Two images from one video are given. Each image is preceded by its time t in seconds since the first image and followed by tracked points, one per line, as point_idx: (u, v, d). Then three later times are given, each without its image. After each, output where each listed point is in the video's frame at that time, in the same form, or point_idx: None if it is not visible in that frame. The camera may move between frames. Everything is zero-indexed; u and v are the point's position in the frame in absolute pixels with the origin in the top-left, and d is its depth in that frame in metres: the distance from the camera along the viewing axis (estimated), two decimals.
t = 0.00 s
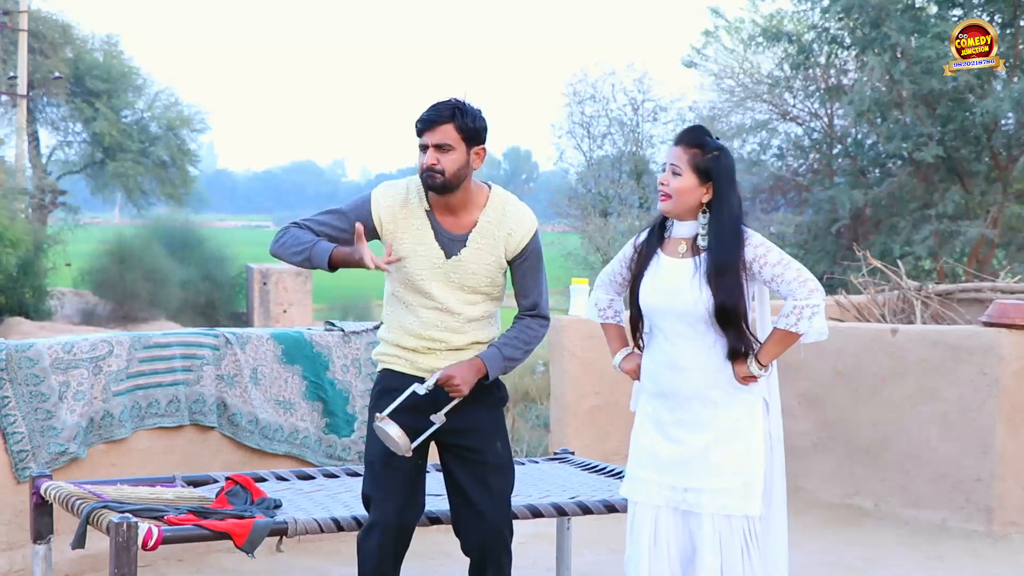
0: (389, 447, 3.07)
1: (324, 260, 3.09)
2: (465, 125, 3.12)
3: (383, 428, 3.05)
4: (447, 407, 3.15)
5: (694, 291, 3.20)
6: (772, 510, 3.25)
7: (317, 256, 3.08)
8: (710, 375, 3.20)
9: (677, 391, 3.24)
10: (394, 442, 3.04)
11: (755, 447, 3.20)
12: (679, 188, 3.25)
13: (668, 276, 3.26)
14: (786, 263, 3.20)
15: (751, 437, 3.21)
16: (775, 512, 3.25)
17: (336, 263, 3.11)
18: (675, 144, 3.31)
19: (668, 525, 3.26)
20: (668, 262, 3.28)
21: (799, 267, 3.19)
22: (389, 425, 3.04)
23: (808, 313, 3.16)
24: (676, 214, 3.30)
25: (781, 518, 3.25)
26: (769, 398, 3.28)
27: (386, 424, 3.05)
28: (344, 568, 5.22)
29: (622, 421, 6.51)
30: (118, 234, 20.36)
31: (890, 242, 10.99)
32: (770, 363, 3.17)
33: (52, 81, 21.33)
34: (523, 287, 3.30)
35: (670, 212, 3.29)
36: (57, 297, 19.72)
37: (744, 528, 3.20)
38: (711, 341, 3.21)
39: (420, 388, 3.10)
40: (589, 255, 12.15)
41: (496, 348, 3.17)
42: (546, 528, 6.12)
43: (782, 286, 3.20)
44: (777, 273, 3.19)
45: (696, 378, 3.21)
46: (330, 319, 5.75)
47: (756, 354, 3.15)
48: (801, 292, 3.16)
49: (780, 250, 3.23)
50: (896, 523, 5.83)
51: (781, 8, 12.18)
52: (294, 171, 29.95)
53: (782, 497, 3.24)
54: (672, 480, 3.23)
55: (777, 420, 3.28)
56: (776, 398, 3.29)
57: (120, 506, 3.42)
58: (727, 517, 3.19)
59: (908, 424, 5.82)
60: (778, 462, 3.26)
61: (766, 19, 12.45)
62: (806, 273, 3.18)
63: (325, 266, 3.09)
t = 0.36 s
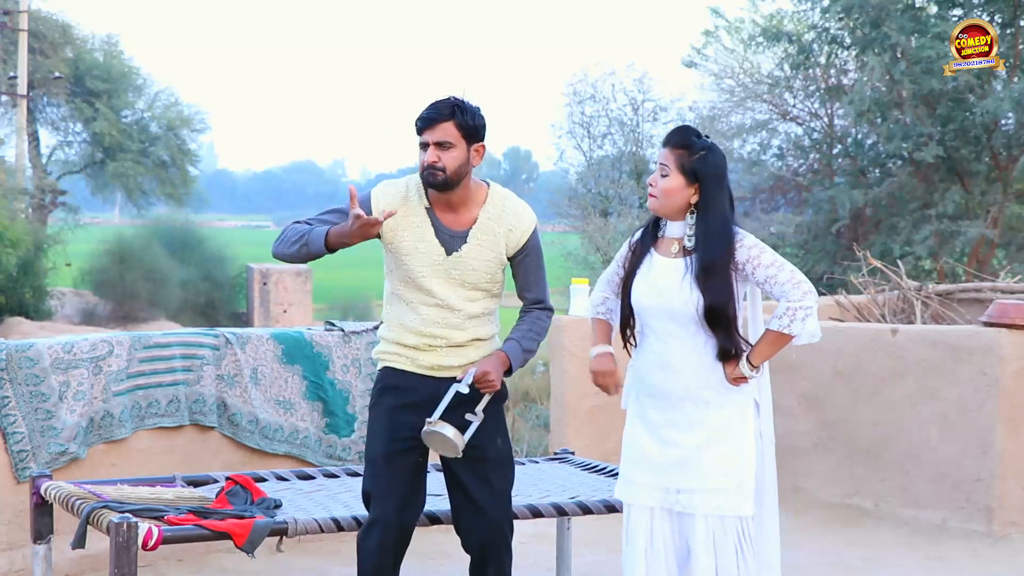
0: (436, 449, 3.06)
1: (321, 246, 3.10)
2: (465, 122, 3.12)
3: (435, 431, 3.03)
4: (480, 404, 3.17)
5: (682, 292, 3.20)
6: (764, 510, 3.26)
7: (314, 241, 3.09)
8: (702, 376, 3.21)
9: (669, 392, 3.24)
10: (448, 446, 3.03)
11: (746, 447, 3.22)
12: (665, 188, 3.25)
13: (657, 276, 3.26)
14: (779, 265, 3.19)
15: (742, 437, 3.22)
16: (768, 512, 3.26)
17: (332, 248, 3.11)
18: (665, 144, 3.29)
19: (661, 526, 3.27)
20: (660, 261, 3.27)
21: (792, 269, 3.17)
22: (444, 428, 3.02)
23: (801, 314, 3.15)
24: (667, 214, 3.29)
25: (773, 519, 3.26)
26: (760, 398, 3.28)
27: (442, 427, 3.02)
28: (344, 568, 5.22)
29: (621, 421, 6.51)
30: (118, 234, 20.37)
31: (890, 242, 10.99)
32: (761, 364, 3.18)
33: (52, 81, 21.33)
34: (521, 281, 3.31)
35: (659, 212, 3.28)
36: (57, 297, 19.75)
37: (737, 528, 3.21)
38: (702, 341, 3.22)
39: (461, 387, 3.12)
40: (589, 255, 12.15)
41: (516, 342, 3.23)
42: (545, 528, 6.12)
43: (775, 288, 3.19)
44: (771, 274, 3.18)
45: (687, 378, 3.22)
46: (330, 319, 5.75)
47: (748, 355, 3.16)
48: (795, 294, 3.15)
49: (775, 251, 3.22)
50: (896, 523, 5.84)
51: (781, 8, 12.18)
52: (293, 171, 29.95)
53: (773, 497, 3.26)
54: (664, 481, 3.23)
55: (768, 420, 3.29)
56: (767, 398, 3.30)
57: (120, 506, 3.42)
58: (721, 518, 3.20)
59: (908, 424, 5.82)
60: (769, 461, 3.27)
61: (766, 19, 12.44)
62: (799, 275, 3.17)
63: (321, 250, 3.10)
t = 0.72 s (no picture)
0: (425, 435, 3.01)
1: (332, 250, 3.09)
2: (465, 117, 3.13)
3: (427, 417, 2.98)
4: (469, 392, 3.14)
5: (666, 293, 3.22)
6: (760, 509, 3.25)
7: (324, 245, 3.08)
8: (693, 376, 3.21)
9: (661, 392, 3.25)
10: (439, 433, 2.99)
11: (739, 447, 3.21)
12: (647, 190, 3.27)
13: (645, 278, 3.27)
14: (763, 260, 3.16)
15: (736, 436, 3.22)
16: (764, 512, 3.25)
17: (342, 252, 3.11)
18: (652, 145, 3.31)
19: (658, 526, 3.28)
20: (648, 264, 3.29)
21: (777, 263, 3.15)
22: (434, 412, 2.98)
23: (788, 307, 3.13)
24: (653, 214, 3.32)
25: (770, 519, 3.26)
26: (753, 397, 3.28)
27: (432, 411, 2.98)
28: (344, 568, 5.22)
29: (621, 421, 6.51)
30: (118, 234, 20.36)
31: (890, 242, 10.98)
32: (753, 361, 3.16)
33: (52, 81, 21.33)
34: (517, 278, 3.32)
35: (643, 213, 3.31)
36: (57, 297, 19.74)
37: (733, 528, 3.21)
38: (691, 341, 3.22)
39: (453, 374, 3.10)
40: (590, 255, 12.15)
41: (507, 334, 3.23)
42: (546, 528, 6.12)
43: (760, 282, 3.16)
44: (755, 270, 3.16)
45: (679, 379, 3.22)
46: (330, 319, 5.75)
47: (740, 353, 3.14)
48: (781, 286, 3.13)
49: (758, 247, 3.19)
50: (896, 523, 5.84)
51: (781, 8, 12.18)
52: (294, 171, 29.97)
53: (770, 497, 3.25)
54: (659, 481, 3.24)
55: (762, 419, 3.29)
56: (761, 397, 3.29)
57: (120, 506, 3.42)
58: (716, 518, 3.20)
59: (908, 424, 5.82)
60: (764, 459, 3.26)
61: (766, 18, 12.44)
62: (784, 267, 3.14)
63: (331, 254, 3.09)
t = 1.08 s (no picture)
0: (394, 418, 3.07)
1: (333, 252, 3.08)
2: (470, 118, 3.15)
3: (396, 400, 3.04)
4: (446, 380, 3.16)
5: (651, 302, 3.23)
6: (761, 506, 3.27)
7: (326, 248, 3.07)
8: (693, 374, 3.21)
9: (661, 393, 3.25)
10: (406, 417, 3.05)
11: (740, 445, 3.22)
12: (619, 200, 3.27)
13: (635, 284, 3.29)
14: (745, 249, 3.15)
15: (736, 434, 3.23)
16: (765, 509, 3.26)
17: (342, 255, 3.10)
18: (616, 156, 3.31)
19: (660, 526, 3.28)
20: (634, 270, 3.31)
21: (759, 251, 3.14)
22: (401, 396, 3.03)
23: (779, 291, 3.14)
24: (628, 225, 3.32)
25: (771, 516, 3.27)
26: (752, 393, 3.29)
27: (399, 394, 3.03)
28: (344, 568, 5.22)
29: (621, 421, 6.51)
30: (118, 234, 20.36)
31: (891, 242, 10.97)
32: (752, 350, 3.17)
33: (52, 82, 21.33)
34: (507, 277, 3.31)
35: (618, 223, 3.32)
36: (57, 297, 19.76)
37: (735, 525, 3.22)
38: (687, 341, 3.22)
39: (430, 361, 3.09)
40: (590, 255, 12.16)
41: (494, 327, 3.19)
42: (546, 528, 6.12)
43: (746, 272, 3.16)
44: (738, 260, 3.15)
45: (678, 378, 3.22)
46: (330, 319, 5.74)
47: (739, 342, 3.15)
48: (768, 272, 3.14)
49: (737, 237, 3.19)
50: (896, 523, 5.84)
51: (781, 8, 12.19)
52: (294, 171, 29.99)
53: (770, 494, 3.27)
54: (661, 481, 3.24)
55: (761, 415, 3.31)
56: (760, 393, 3.31)
57: (120, 506, 3.42)
58: (718, 516, 3.21)
59: (908, 424, 5.82)
60: (765, 458, 3.28)
61: (766, 18, 12.44)
62: (768, 254, 3.15)
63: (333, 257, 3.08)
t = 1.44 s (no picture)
0: (422, 414, 3.06)
1: (333, 261, 3.07)
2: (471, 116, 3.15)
3: (430, 394, 3.02)
4: (462, 374, 3.18)
5: (649, 298, 3.23)
6: (758, 507, 3.27)
7: (324, 257, 3.05)
8: (692, 374, 3.21)
9: (659, 391, 3.24)
10: (439, 413, 3.04)
11: (738, 444, 3.23)
12: (622, 197, 3.27)
13: (637, 280, 3.28)
14: (749, 249, 3.17)
15: (733, 433, 3.23)
16: (762, 510, 3.26)
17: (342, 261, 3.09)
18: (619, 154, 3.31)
19: (657, 526, 3.27)
20: (635, 267, 3.30)
21: (764, 251, 3.16)
22: (436, 390, 3.02)
23: (782, 291, 3.16)
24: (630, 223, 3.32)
25: (767, 516, 3.27)
26: (749, 393, 3.30)
27: (434, 388, 3.02)
28: (344, 568, 5.21)
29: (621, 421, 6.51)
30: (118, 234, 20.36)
31: (890, 242, 10.97)
32: (750, 350, 3.20)
33: (52, 82, 21.32)
34: (495, 271, 3.35)
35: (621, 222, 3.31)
36: (57, 297, 19.77)
37: (731, 525, 3.22)
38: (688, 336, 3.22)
39: (448, 355, 3.11)
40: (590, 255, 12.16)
41: (495, 320, 3.23)
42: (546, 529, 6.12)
43: (749, 272, 3.17)
44: (742, 260, 3.16)
45: (677, 376, 3.22)
46: (330, 319, 5.74)
47: (737, 342, 3.18)
48: (772, 272, 3.16)
49: (742, 238, 3.20)
50: (896, 523, 5.84)
51: (781, 8, 12.19)
52: (294, 171, 30.01)
53: (767, 494, 3.27)
54: (657, 481, 3.24)
55: (758, 415, 3.31)
56: (756, 393, 3.31)
57: (120, 506, 3.42)
58: (715, 516, 3.21)
59: (908, 424, 5.82)
60: (762, 458, 3.28)
61: (766, 19, 12.44)
62: (772, 255, 3.16)
63: (333, 264, 3.07)
